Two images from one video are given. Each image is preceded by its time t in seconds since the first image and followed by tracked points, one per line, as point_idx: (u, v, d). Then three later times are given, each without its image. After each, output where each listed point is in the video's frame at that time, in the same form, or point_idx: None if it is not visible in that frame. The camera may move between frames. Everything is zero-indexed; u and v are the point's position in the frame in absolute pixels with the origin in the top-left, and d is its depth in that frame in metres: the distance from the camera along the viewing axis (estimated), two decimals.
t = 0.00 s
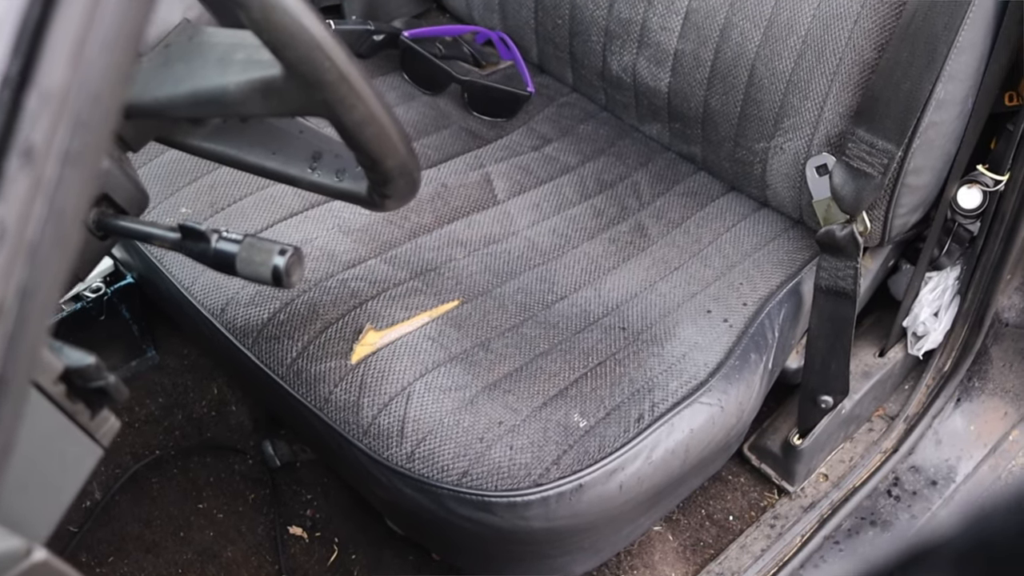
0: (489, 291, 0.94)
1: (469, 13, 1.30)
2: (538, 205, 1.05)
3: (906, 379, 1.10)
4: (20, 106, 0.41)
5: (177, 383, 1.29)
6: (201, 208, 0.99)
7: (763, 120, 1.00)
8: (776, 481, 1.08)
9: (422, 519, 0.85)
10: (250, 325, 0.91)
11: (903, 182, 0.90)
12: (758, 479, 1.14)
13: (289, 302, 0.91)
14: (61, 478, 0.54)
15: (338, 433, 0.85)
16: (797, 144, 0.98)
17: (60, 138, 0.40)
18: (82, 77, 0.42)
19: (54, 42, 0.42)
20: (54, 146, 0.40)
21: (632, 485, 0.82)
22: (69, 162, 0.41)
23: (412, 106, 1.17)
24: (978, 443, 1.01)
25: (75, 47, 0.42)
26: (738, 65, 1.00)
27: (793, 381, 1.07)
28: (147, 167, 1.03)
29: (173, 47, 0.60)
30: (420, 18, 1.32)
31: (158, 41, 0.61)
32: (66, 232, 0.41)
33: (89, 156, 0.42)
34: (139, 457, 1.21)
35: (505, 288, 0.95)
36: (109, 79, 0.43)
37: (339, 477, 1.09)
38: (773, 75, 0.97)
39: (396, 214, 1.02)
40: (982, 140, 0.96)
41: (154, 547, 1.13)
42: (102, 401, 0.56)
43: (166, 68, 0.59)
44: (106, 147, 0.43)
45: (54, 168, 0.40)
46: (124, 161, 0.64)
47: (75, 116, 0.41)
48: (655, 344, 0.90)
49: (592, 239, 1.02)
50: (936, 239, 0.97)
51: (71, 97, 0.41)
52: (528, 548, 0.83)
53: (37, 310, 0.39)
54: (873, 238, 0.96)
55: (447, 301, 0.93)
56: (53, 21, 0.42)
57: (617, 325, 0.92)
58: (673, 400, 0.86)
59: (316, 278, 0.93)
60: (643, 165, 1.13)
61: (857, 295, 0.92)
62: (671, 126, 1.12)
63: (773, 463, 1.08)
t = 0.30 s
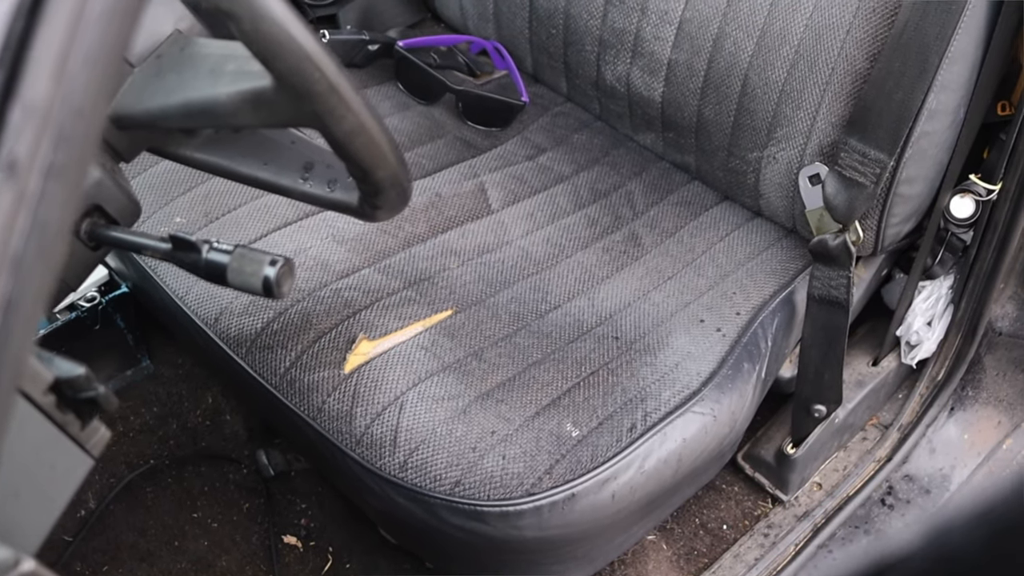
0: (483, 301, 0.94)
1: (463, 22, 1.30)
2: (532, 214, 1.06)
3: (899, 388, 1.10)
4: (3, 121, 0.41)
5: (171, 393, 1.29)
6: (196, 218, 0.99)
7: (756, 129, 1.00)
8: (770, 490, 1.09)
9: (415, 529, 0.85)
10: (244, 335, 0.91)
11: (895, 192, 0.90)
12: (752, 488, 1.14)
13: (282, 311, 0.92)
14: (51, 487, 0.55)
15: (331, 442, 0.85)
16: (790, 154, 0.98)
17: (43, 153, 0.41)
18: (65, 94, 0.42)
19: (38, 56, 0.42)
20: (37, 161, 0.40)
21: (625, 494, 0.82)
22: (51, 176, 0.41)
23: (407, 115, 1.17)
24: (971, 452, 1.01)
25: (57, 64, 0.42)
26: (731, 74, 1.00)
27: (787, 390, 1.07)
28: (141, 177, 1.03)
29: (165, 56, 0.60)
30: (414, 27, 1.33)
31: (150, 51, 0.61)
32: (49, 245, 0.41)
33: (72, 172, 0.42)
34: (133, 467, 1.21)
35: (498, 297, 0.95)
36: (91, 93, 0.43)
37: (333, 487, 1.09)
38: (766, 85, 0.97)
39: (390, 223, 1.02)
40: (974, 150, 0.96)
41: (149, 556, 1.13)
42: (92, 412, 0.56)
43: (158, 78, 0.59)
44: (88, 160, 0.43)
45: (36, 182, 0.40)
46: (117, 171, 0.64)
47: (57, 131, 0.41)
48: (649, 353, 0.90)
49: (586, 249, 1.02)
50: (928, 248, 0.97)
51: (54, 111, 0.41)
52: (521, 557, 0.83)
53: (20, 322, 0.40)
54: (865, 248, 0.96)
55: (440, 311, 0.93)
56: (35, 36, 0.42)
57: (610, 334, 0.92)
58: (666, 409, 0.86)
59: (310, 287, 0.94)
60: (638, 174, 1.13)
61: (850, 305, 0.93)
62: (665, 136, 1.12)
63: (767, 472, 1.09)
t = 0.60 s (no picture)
0: (475, 311, 0.95)
1: (456, 33, 1.30)
2: (525, 224, 1.06)
3: (892, 398, 1.10)
4: None
5: (165, 403, 1.29)
6: (189, 228, 0.99)
7: (747, 140, 1.01)
8: (762, 500, 1.09)
9: (407, 540, 0.85)
10: (236, 345, 0.91)
11: (886, 203, 0.91)
12: (745, 498, 1.14)
13: (275, 322, 0.92)
14: (40, 500, 0.54)
15: (323, 453, 0.85)
16: (781, 164, 0.98)
17: (26, 170, 0.42)
18: (48, 109, 0.43)
19: (21, 71, 0.42)
20: (21, 179, 0.41)
21: (616, 505, 0.82)
22: (35, 193, 0.42)
23: (400, 126, 1.18)
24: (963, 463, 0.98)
25: (40, 84, 0.43)
26: (723, 85, 1.00)
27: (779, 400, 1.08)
28: (134, 187, 1.03)
29: (156, 69, 0.60)
30: (407, 38, 1.33)
31: (140, 63, 0.62)
32: (32, 260, 0.42)
33: (55, 187, 0.43)
34: (127, 477, 1.21)
35: (490, 308, 0.95)
36: (73, 109, 0.44)
37: (325, 497, 1.09)
38: (757, 95, 0.98)
39: (383, 234, 1.02)
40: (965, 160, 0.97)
41: (142, 567, 1.12)
42: (82, 424, 0.56)
43: (150, 91, 0.59)
44: (71, 174, 0.44)
45: (20, 200, 0.41)
46: (106, 183, 0.64)
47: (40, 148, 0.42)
48: (640, 363, 0.90)
49: (578, 259, 1.02)
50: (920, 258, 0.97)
51: (37, 128, 0.42)
52: (513, 568, 0.83)
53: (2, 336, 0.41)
54: (857, 258, 0.96)
55: (432, 321, 0.93)
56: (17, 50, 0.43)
57: (602, 345, 0.92)
58: (657, 419, 0.86)
59: (302, 298, 0.94)
60: (630, 185, 1.14)
61: (841, 315, 0.93)
62: (657, 147, 1.13)
63: (760, 482, 1.10)
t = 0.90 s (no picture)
0: (466, 323, 0.95)
1: (448, 45, 1.31)
2: (516, 236, 1.06)
3: (883, 409, 1.10)
4: None
5: (157, 414, 1.29)
6: (180, 240, 0.99)
7: (738, 152, 1.01)
8: (753, 511, 1.09)
9: (398, 552, 0.85)
10: (228, 357, 0.91)
11: (876, 215, 0.91)
12: (736, 510, 1.14)
13: (266, 334, 0.92)
14: (28, 514, 0.54)
15: (314, 465, 0.85)
16: (771, 176, 0.99)
17: (10, 188, 0.44)
18: (29, 128, 0.45)
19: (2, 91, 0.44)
20: (5, 196, 0.43)
21: (607, 516, 0.82)
22: (18, 210, 0.44)
23: (392, 138, 1.18)
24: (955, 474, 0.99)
25: (23, 100, 0.45)
26: (713, 97, 1.01)
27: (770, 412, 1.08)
28: (126, 200, 1.03)
29: (146, 82, 0.60)
30: (400, 50, 1.33)
31: (130, 77, 0.62)
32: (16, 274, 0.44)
33: (38, 204, 0.45)
34: (119, 489, 1.21)
35: (482, 320, 0.96)
36: (55, 130, 0.46)
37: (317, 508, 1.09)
38: (748, 107, 0.98)
39: (375, 246, 1.03)
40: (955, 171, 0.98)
41: None
42: (70, 437, 0.56)
43: (138, 104, 0.60)
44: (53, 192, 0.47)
45: (5, 217, 0.43)
46: (97, 197, 0.64)
47: (23, 166, 0.45)
48: (631, 375, 0.90)
49: (569, 271, 1.02)
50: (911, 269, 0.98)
51: (20, 146, 0.44)
52: None
53: None
54: (847, 270, 0.97)
55: (423, 333, 0.93)
56: None
57: (593, 356, 0.92)
58: (648, 431, 0.86)
59: (293, 310, 0.94)
60: (622, 197, 1.14)
61: (832, 327, 0.93)
62: (649, 159, 1.13)
63: (751, 493, 1.10)
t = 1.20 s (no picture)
0: (457, 336, 0.95)
1: (440, 58, 1.31)
2: (508, 249, 1.06)
3: (875, 421, 1.10)
4: None
5: (150, 427, 1.28)
6: (172, 253, 0.99)
7: (728, 165, 1.01)
8: (744, 523, 1.09)
9: (389, 565, 0.85)
10: (219, 370, 0.91)
11: (866, 228, 0.91)
12: (727, 522, 1.14)
13: (257, 347, 0.92)
14: (16, 527, 0.54)
15: (305, 478, 0.85)
16: (761, 189, 0.99)
17: None
18: (10, 146, 0.46)
19: None
20: None
21: (597, 529, 0.82)
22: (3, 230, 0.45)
23: (384, 151, 1.18)
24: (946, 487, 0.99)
25: (4, 119, 0.45)
26: (704, 111, 1.01)
27: (761, 424, 1.08)
28: (118, 213, 1.03)
29: (135, 97, 0.60)
30: (393, 63, 1.34)
31: (121, 91, 0.61)
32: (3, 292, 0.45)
33: (22, 223, 0.46)
34: (111, 501, 1.21)
35: (473, 332, 0.96)
36: (37, 146, 0.47)
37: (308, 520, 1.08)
38: (738, 120, 0.98)
39: (366, 259, 1.03)
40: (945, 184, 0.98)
41: None
42: (59, 450, 0.56)
43: (128, 119, 0.60)
44: (36, 208, 0.47)
45: None
46: (87, 210, 0.63)
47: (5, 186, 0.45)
48: (622, 388, 0.91)
49: (561, 283, 1.03)
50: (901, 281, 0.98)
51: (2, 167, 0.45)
52: None
53: None
54: (837, 282, 0.97)
55: (414, 346, 0.93)
56: None
57: (583, 369, 0.93)
58: (638, 443, 0.86)
59: (285, 322, 0.94)
60: (613, 209, 1.15)
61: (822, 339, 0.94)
62: (640, 171, 1.13)
63: (741, 505, 1.10)
